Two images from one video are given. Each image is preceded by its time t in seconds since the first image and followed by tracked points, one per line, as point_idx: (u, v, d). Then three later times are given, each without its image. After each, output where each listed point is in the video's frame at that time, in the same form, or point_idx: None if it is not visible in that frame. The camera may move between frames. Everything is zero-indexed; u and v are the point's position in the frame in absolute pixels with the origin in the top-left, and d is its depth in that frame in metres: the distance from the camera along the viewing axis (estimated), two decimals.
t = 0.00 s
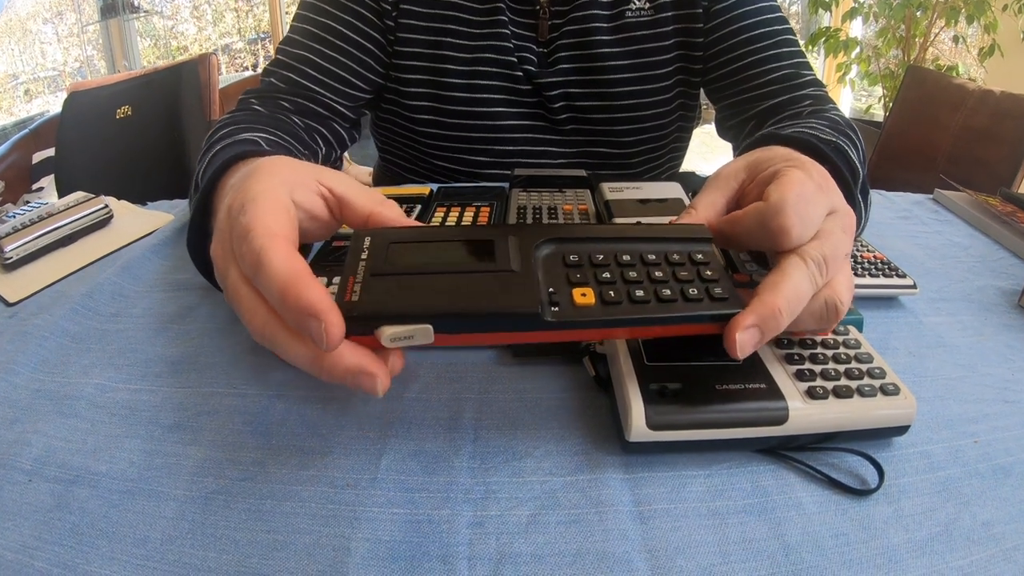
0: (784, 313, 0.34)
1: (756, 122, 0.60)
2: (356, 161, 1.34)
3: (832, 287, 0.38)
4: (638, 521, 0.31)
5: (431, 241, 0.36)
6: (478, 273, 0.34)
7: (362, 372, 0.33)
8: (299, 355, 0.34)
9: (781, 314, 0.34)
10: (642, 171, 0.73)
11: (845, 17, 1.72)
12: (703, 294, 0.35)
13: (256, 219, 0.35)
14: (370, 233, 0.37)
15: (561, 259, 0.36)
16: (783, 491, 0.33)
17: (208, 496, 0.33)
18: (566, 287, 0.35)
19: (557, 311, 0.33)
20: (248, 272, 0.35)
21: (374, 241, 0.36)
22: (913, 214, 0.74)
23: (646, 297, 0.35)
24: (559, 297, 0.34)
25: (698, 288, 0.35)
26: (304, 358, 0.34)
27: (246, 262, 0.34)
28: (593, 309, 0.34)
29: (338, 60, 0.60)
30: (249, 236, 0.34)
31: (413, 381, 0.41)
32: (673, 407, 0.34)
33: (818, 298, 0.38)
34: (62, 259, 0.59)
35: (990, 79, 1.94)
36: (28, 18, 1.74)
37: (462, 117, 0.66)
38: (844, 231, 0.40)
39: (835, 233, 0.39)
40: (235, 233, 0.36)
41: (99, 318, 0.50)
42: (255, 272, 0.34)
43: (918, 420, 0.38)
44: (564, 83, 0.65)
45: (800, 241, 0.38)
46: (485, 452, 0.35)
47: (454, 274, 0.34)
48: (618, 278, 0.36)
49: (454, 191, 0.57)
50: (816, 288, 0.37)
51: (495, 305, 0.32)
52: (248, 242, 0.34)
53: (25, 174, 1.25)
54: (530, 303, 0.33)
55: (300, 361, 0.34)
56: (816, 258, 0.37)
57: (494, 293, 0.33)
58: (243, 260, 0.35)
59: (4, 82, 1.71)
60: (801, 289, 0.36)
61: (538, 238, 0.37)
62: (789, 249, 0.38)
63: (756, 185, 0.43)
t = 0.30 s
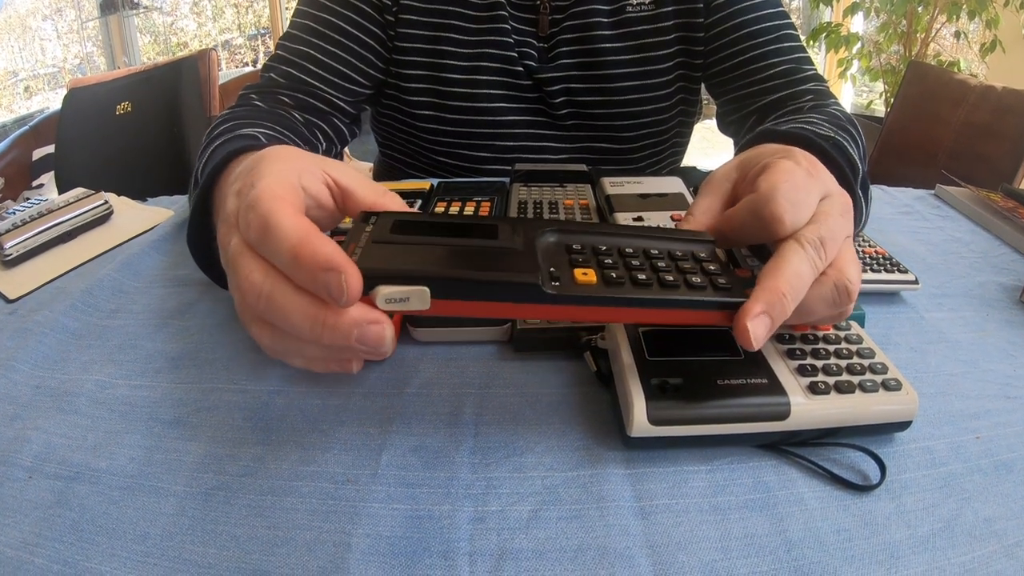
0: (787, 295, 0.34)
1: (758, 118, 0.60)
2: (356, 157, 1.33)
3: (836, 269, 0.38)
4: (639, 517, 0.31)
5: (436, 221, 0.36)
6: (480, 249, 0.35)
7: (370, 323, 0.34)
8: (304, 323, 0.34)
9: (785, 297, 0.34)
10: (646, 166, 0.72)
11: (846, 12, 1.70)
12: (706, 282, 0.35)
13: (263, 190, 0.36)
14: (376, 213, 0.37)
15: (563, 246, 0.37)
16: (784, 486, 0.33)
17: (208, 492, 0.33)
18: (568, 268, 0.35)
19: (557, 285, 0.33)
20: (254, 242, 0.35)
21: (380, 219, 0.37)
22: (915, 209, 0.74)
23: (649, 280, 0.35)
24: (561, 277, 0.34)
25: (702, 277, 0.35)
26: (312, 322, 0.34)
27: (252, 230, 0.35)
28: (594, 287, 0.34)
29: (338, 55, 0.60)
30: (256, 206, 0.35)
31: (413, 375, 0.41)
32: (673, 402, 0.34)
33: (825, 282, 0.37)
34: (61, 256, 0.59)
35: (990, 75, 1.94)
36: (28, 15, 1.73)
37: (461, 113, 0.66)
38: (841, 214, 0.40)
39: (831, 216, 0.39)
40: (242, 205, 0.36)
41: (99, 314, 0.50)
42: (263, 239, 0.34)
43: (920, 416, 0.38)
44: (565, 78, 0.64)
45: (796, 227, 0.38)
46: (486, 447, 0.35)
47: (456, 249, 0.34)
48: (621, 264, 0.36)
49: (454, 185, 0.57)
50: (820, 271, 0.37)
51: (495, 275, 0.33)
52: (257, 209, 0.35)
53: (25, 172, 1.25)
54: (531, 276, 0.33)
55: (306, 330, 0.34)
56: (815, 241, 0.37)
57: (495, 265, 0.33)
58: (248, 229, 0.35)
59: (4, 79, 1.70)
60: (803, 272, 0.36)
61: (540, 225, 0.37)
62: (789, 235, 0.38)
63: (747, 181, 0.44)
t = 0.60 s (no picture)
0: (784, 299, 0.35)
1: (759, 116, 0.60)
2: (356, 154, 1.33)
3: (837, 267, 0.38)
4: (640, 514, 0.31)
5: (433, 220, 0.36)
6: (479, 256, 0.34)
7: (374, 340, 0.33)
8: (313, 333, 0.33)
9: (781, 301, 0.35)
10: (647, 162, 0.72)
11: (847, 9, 1.70)
12: (704, 286, 0.35)
13: (263, 197, 0.35)
14: (370, 210, 0.36)
15: (562, 241, 0.37)
16: (785, 483, 0.33)
17: (210, 489, 0.33)
18: (567, 272, 0.35)
19: (555, 296, 0.33)
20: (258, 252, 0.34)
21: (374, 217, 0.36)
22: (915, 206, 0.74)
23: (648, 286, 0.35)
24: (559, 284, 0.34)
25: (700, 279, 0.35)
26: (320, 333, 0.33)
27: (253, 240, 0.34)
28: (592, 297, 0.34)
29: (339, 53, 0.60)
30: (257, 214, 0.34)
31: (415, 372, 0.41)
32: (674, 398, 0.34)
33: (824, 280, 0.38)
34: (63, 254, 0.59)
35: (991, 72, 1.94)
36: (27, 12, 1.72)
37: (462, 111, 0.66)
38: (847, 210, 0.40)
39: (837, 214, 0.39)
40: (240, 213, 0.35)
41: (100, 312, 0.50)
42: (268, 249, 0.33)
43: (920, 412, 0.38)
44: (566, 76, 0.64)
45: (802, 226, 0.38)
46: (487, 443, 0.35)
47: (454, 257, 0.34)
48: (620, 266, 0.36)
49: (455, 182, 0.57)
50: (818, 273, 0.37)
51: (493, 289, 0.33)
52: (257, 218, 0.33)
53: (25, 171, 1.25)
54: (529, 288, 0.33)
55: (314, 340, 0.34)
56: (817, 242, 0.37)
57: (493, 276, 0.33)
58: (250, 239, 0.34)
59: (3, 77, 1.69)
60: (802, 275, 0.36)
61: (539, 219, 0.37)
62: (792, 233, 0.38)
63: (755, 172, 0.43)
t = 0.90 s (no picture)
0: (787, 298, 0.35)
1: (759, 114, 0.60)
2: (356, 152, 1.33)
3: (839, 267, 0.38)
4: (640, 512, 0.31)
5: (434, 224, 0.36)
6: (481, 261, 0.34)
7: (378, 349, 0.34)
8: (321, 340, 0.33)
9: (784, 300, 0.35)
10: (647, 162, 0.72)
11: (848, 7, 1.70)
12: (706, 286, 0.35)
13: (277, 191, 0.34)
14: (372, 214, 0.37)
15: (564, 242, 0.37)
16: (785, 481, 0.33)
17: (211, 487, 0.33)
18: (568, 275, 0.35)
19: (558, 300, 0.33)
20: (271, 245, 0.33)
21: (375, 221, 0.36)
22: (916, 205, 0.74)
23: (649, 288, 0.35)
24: (560, 286, 0.34)
25: (702, 279, 0.35)
26: (332, 333, 0.33)
27: (269, 235, 0.33)
28: (594, 300, 0.34)
29: (340, 52, 0.60)
30: (271, 207, 0.33)
31: (415, 370, 0.41)
32: (675, 396, 0.34)
33: (826, 280, 0.38)
34: (64, 251, 0.59)
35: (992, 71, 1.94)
36: (26, 10, 1.72)
37: (463, 109, 0.66)
38: (851, 209, 0.40)
39: (843, 212, 0.39)
40: (250, 208, 0.34)
41: (100, 310, 0.50)
42: (285, 242, 0.32)
43: (920, 411, 0.38)
44: (566, 74, 0.64)
45: (807, 226, 0.38)
46: (487, 442, 0.35)
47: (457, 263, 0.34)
48: (622, 266, 0.36)
49: (455, 181, 0.57)
50: (819, 272, 0.37)
51: (494, 296, 0.33)
52: (272, 213, 0.33)
53: (25, 168, 1.24)
54: (531, 293, 0.33)
55: (321, 345, 0.33)
56: (821, 242, 0.37)
57: (495, 280, 0.33)
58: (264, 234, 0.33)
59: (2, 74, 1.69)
60: (805, 276, 0.36)
61: (541, 221, 0.37)
62: (796, 233, 0.38)
63: (761, 170, 0.43)
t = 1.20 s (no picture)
0: (787, 297, 0.35)
1: (759, 114, 0.60)
2: (356, 151, 1.33)
3: (839, 267, 0.38)
4: (640, 511, 0.31)
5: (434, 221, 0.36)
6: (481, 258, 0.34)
7: (376, 343, 0.33)
8: (319, 332, 0.33)
9: (784, 299, 0.35)
10: (646, 161, 0.71)
11: (848, 7, 1.69)
12: (706, 285, 0.35)
13: (278, 185, 0.34)
14: (374, 210, 0.37)
15: (564, 241, 0.37)
16: (784, 481, 0.33)
17: (211, 486, 0.33)
18: (568, 272, 0.35)
19: (558, 296, 0.33)
20: (272, 240, 0.33)
21: (377, 217, 0.36)
22: (915, 205, 0.74)
23: (649, 286, 0.35)
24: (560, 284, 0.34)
25: (702, 278, 0.35)
26: (328, 326, 0.33)
27: (268, 228, 0.33)
28: (593, 297, 0.34)
29: (340, 51, 0.60)
30: (272, 202, 0.33)
31: (414, 369, 0.41)
32: (674, 395, 0.35)
33: (826, 280, 0.38)
34: (63, 251, 0.59)
35: (991, 71, 1.93)
36: (26, 9, 1.72)
37: (463, 108, 0.66)
38: (851, 209, 0.40)
39: (843, 212, 0.39)
40: (250, 203, 0.34)
41: (100, 309, 0.50)
42: (286, 237, 0.32)
43: (919, 411, 0.38)
44: (566, 73, 0.64)
45: (808, 226, 0.38)
46: (487, 441, 0.35)
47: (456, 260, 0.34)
48: (621, 265, 0.36)
49: (455, 180, 0.57)
50: (820, 272, 0.37)
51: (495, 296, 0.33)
52: (272, 206, 0.33)
53: (25, 168, 1.24)
54: (532, 290, 0.33)
55: (318, 338, 0.33)
56: (821, 242, 0.37)
57: (495, 278, 0.33)
58: (264, 228, 0.33)
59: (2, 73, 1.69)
60: (805, 275, 0.36)
61: (541, 220, 0.37)
62: (796, 233, 0.38)
63: (761, 169, 0.43)
